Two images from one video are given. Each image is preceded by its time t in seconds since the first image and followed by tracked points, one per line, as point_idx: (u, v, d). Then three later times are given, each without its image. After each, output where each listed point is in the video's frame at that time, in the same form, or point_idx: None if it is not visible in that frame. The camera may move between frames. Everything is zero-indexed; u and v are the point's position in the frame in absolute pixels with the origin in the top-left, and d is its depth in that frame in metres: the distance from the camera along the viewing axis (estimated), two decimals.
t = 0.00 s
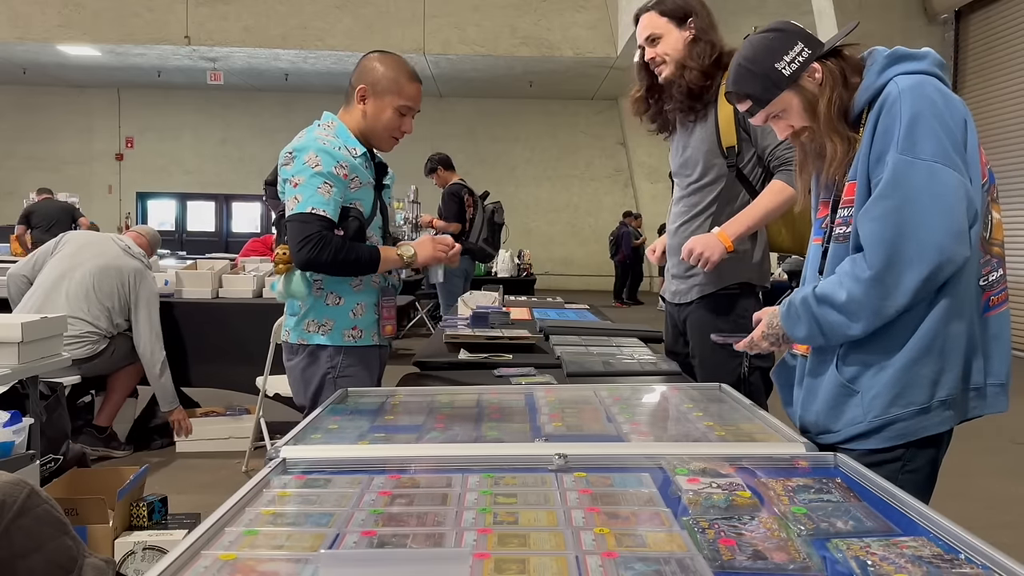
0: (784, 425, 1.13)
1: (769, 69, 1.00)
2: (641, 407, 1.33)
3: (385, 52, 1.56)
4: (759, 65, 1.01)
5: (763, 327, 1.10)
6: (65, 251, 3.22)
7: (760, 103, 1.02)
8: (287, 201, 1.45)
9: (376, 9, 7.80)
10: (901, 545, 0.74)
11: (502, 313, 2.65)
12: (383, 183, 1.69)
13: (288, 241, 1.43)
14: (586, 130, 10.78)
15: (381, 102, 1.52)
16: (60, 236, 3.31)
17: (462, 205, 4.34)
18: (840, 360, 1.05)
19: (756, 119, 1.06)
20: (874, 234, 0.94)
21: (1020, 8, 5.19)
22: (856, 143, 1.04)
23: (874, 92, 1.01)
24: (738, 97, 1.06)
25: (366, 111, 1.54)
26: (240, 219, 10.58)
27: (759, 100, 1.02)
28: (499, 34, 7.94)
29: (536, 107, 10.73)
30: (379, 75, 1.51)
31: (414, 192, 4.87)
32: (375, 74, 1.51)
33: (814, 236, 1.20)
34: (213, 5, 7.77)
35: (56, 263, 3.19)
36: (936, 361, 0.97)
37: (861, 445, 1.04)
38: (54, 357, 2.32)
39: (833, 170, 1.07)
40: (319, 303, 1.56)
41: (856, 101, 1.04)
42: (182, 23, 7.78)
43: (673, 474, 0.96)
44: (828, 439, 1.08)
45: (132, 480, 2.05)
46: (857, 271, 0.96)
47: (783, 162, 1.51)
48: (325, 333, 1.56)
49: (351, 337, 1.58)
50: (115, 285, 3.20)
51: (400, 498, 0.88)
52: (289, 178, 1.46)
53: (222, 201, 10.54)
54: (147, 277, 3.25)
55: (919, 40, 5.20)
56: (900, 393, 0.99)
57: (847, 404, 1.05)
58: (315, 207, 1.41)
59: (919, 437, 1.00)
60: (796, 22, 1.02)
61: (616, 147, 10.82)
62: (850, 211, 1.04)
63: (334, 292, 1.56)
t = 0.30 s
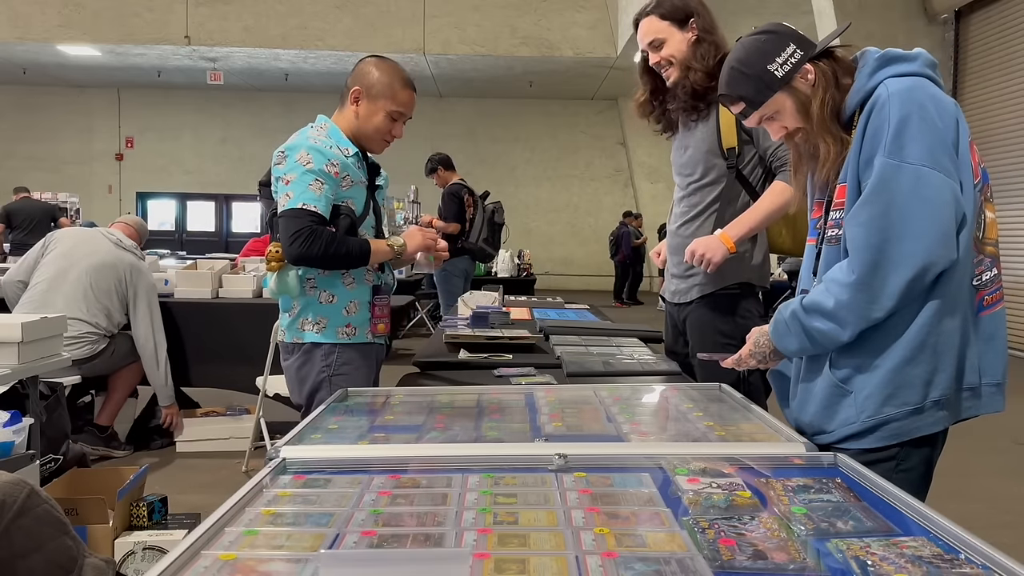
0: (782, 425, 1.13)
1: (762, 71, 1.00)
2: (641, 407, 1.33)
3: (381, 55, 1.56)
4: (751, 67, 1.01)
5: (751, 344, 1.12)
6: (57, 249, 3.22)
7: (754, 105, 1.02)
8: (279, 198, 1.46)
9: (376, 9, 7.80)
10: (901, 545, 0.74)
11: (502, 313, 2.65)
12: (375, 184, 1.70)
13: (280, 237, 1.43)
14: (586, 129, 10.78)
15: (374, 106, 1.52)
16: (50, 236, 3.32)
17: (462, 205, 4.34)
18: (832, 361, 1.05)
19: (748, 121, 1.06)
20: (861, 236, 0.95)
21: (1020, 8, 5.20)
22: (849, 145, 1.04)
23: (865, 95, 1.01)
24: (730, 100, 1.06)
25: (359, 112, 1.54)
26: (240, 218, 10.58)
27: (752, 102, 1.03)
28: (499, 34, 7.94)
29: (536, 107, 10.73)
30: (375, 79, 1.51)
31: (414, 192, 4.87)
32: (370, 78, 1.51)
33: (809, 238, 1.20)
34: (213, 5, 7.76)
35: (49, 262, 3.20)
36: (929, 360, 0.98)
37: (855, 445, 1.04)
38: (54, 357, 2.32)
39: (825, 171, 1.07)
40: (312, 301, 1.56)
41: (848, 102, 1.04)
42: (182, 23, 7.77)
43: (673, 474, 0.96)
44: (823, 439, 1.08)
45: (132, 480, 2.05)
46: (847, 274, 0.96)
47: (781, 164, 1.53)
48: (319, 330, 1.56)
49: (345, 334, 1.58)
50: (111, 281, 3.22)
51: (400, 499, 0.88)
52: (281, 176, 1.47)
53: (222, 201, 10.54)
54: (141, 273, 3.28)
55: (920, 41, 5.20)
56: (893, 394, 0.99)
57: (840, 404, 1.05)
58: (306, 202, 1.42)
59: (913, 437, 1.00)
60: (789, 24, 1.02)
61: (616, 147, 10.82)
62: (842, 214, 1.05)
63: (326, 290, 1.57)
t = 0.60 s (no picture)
0: (777, 425, 1.13)
1: (755, 72, 1.00)
2: (641, 407, 1.33)
3: (378, 57, 1.57)
4: (745, 68, 1.01)
5: (746, 347, 1.11)
6: (34, 249, 3.19)
7: (748, 106, 1.02)
8: (276, 196, 1.46)
9: (376, 9, 7.80)
10: (901, 545, 0.74)
11: (502, 313, 2.65)
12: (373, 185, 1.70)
13: (277, 234, 1.43)
14: (586, 129, 10.78)
15: (373, 107, 1.53)
16: (24, 239, 3.29)
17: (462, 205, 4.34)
18: (826, 361, 1.05)
19: (743, 122, 1.06)
20: (852, 237, 0.95)
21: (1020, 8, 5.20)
22: (842, 144, 1.04)
23: (858, 95, 1.01)
24: (724, 101, 1.06)
25: (356, 114, 1.54)
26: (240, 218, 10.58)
27: (746, 103, 1.02)
28: (499, 34, 7.94)
29: (536, 107, 10.73)
30: (371, 81, 1.51)
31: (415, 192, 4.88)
32: (367, 79, 1.52)
33: (803, 237, 1.20)
34: (213, 5, 7.76)
35: (29, 263, 3.16)
36: (922, 359, 0.98)
37: (848, 444, 1.04)
38: (54, 357, 2.32)
39: (819, 171, 1.07)
40: (304, 300, 1.57)
41: (841, 103, 1.04)
42: (182, 23, 7.77)
43: (674, 474, 0.96)
44: (817, 439, 1.08)
45: (132, 480, 2.05)
46: (840, 274, 0.96)
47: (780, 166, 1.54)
48: (310, 329, 1.56)
49: (336, 333, 1.58)
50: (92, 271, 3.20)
51: (400, 498, 0.88)
52: (277, 175, 1.47)
53: (222, 201, 10.54)
54: (119, 250, 3.25)
55: (920, 41, 5.21)
56: (886, 393, 0.99)
57: (834, 404, 1.05)
58: (303, 200, 1.42)
59: (907, 436, 1.00)
60: (782, 25, 1.02)
61: (616, 147, 10.82)
62: (835, 214, 1.05)
63: (317, 289, 1.57)
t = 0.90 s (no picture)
0: (776, 425, 1.13)
1: (753, 72, 1.00)
2: (642, 406, 1.33)
3: (386, 60, 1.56)
4: (743, 68, 1.01)
5: (747, 349, 1.12)
6: (20, 249, 3.22)
7: (746, 106, 1.03)
8: (278, 194, 1.46)
9: (376, 9, 7.80)
10: (901, 545, 0.74)
11: (502, 313, 2.65)
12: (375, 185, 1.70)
13: (278, 233, 1.43)
14: (586, 129, 10.78)
15: (379, 112, 1.52)
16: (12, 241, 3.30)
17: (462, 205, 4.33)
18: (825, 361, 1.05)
19: (742, 122, 1.07)
20: (849, 237, 0.95)
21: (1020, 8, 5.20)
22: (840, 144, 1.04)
23: (856, 95, 1.01)
24: (723, 102, 1.06)
25: (361, 117, 1.54)
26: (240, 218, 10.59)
27: (744, 103, 1.03)
28: (499, 34, 7.93)
29: (536, 107, 10.73)
30: (377, 86, 1.50)
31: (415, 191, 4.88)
32: (374, 86, 1.51)
33: (802, 237, 1.20)
34: (213, 5, 7.76)
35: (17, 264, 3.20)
36: (922, 358, 0.98)
37: (848, 444, 1.04)
38: (53, 357, 2.32)
39: (818, 171, 1.07)
40: (307, 300, 1.57)
41: (839, 102, 1.04)
42: (182, 23, 7.77)
43: (673, 474, 0.96)
44: (816, 439, 1.08)
45: (132, 480, 2.05)
46: (839, 274, 0.96)
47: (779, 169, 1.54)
48: (314, 330, 1.57)
49: (340, 334, 1.58)
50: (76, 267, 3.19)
51: (400, 498, 0.88)
52: (280, 175, 1.47)
53: (222, 201, 10.55)
54: (96, 242, 3.22)
55: (920, 41, 5.21)
56: (885, 393, 0.99)
57: (833, 404, 1.05)
58: (304, 200, 1.42)
59: (906, 436, 1.00)
60: (779, 26, 1.02)
61: (616, 147, 10.82)
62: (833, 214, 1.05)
63: (321, 289, 1.57)
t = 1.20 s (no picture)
0: (778, 426, 1.13)
1: (755, 72, 1.00)
2: (642, 407, 1.33)
3: (391, 52, 1.57)
4: (744, 68, 1.01)
5: (749, 351, 1.12)
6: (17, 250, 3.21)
7: (747, 106, 1.02)
8: (285, 196, 1.45)
9: (376, 9, 7.79)
10: (901, 545, 0.74)
11: (502, 313, 2.65)
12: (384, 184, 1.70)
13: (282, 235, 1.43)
14: (586, 129, 10.78)
15: (387, 104, 1.53)
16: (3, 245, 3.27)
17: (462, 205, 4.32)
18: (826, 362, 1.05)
19: (743, 122, 1.06)
20: (850, 237, 0.95)
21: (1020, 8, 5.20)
22: (842, 143, 1.04)
23: (856, 95, 1.01)
24: (723, 102, 1.06)
25: (370, 111, 1.54)
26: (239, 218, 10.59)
27: (745, 103, 1.02)
28: (499, 34, 7.93)
29: (536, 107, 10.73)
30: (385, 76, 1.51)
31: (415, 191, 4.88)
32: (380, 74, 1.52)
33: (802, 237, 1.20)
34: (212, 5, 7.75)
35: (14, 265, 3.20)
36: (923, 359, 0.98)
37: (849, 445, 1.04)
38: (53, 357, 2.32)
39: (819, 172, 1.07)
40: (317, 302, 1.56)
41: (840, 102, 1.04)
42: (182, 23, 7.77)
43: (673, 474, 0.96)
44: (817, 440, 1.08)
45: (132, 480, 2.05)
46: (840, 275, 0.96)
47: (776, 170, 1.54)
48: (324, 332, 1.56)
49: (350, 336, 1.59)
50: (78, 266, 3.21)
51: (400, 498, 0.88)
52: (288, 175, 1.46)
53: (222, 202, 10.56)
54: (97, 240, 3.26)
55: (920, 41, 5.21)
56: (886, 394, 0.99)
57: (835, 404, 1.05)
58: (310, 202, 1.41)
59: (907, 437, 1.00)
60: (780, 25, 1.02)
61: (616, 147, 10.81)
62: (834, 214, 1.05)
63: (332, 291, 1.56)
